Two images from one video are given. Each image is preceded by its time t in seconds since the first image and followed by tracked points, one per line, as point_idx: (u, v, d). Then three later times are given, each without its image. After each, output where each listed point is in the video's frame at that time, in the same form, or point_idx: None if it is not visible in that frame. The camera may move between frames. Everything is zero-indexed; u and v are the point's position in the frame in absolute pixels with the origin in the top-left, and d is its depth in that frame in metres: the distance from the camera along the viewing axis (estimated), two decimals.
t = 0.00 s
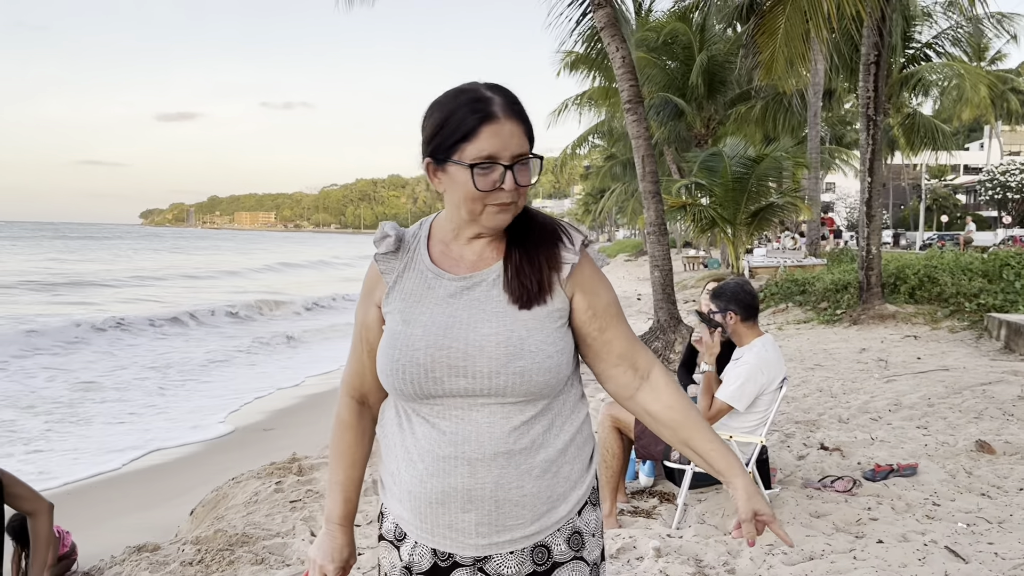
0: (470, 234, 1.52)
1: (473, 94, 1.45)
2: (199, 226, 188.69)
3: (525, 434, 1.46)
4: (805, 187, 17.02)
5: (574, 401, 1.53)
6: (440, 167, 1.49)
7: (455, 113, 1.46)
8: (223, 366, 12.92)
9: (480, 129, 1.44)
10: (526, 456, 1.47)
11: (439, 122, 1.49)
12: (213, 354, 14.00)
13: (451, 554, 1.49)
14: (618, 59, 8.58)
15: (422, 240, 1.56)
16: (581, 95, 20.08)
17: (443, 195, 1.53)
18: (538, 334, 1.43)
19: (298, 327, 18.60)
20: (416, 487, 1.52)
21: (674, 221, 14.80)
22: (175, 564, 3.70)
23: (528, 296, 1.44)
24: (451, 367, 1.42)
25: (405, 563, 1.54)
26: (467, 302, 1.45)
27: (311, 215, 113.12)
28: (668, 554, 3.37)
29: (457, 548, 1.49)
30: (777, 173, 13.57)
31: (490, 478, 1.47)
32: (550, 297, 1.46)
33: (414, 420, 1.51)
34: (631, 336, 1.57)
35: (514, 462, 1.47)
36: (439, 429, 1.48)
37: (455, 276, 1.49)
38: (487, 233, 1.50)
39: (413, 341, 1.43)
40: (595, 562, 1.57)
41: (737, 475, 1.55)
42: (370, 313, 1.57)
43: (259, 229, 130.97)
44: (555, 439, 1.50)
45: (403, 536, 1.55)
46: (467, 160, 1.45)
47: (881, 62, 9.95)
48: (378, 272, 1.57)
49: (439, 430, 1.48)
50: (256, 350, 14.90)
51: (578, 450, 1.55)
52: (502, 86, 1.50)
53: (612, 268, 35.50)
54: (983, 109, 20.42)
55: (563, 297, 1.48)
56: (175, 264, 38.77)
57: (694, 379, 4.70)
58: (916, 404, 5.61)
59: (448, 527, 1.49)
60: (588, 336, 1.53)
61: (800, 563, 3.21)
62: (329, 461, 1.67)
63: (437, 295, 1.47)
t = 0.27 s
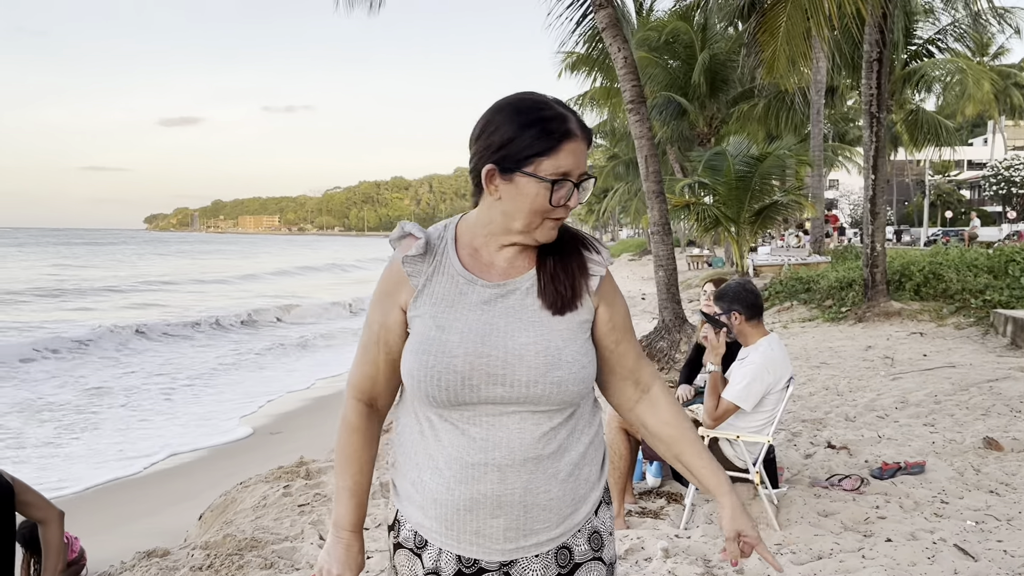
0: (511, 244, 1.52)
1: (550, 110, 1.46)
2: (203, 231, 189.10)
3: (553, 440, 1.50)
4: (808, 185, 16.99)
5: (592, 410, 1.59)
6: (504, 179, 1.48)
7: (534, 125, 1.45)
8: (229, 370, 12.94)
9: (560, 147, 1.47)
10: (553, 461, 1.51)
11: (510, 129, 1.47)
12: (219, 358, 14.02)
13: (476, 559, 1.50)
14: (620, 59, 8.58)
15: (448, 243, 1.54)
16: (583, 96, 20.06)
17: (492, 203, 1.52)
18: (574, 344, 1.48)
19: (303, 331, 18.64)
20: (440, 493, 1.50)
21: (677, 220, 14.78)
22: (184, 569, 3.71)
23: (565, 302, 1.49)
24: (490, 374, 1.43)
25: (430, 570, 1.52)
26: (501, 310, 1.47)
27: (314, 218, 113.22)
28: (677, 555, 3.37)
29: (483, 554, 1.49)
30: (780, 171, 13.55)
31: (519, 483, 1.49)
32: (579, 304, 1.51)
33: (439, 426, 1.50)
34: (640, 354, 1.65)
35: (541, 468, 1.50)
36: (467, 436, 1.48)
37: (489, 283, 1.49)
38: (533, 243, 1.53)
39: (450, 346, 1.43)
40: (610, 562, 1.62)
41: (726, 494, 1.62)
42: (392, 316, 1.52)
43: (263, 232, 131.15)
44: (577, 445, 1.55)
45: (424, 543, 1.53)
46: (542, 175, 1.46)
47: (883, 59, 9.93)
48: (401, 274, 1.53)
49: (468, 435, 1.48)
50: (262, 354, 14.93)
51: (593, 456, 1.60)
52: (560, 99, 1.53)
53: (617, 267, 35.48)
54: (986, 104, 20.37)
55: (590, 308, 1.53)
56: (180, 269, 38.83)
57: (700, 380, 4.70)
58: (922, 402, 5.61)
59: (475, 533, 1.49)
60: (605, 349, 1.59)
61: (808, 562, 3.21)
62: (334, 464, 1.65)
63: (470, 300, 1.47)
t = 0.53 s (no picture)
0: (546, 252, 1.52)
1: (602, 125, 1.48)
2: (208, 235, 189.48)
3: (578, 446, 1.52)
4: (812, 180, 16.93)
5: (611, 419, 1.61)
6: (553, 188, 1.48)
7: (589, 138, 1.47)
8: (236, 375, 12.97)
9: (609, 161, 1.48)
10: (578, 467, 1.52)
11: (563, 139, 1.46)
12: (226, 363, 14.05)
13: (499, 566, 1.49)
14: (622, 58, 8.56)
15: (479, 246, 1.52)
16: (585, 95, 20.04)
17: (534, 210, 1.51)
18: (606, 354, 1.51)
19: (310, 334, 18.66)
20: (465, 500, 1.48)
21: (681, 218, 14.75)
22: None
23: (595, 312, 1.51)
24: (527, 381, 1.42)
25: None
26: (534, 316, 1.47)
27: (319, 220, 113.38)
28: (686, 556, 3.36)
29: (507, 561, 1.49)
30: (784, 167, 13.51)
31: (547, 489, 1.49)
32: (608, 315, 1.54)
33: (464, 431, 1.48)
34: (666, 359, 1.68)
35: (566, 474, 1.51)
36: (496, 441, 1.47)
37: (523, 289, 1.49)
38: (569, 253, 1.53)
39: (488, 350, 1.41)
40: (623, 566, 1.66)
41: (772, 489, 1.67)
42: (421, 318, 1.47)
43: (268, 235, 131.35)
44: (597, 452, 1.57)
45: (446, 551, 1.51)
46: (592, 186, 1.47)
47: (886, 54, 9.89)
48: (431, 274, 1.48)
49: (497, 441, 1.47)
50: (269, 358, 14.95)
51: (610, 463, 1.62)
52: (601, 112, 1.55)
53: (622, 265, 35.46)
54: (990, 96, 20.28)
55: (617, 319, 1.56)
56: (186, 273, 38.93)
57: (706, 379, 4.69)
58: (930, 398, 5.59)
59: (501, 540, 1.48)
60: (631, 355, 1.63)
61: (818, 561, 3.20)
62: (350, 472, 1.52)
63: (502, 305, 1.46)
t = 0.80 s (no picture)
0: (555, 257, 1.51)
1: (612, 130, 1.48)
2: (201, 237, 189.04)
3: (584, 453, 1.51)
4: (804, 172, 16.92)
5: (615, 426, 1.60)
6: (563, 191, 1.47)
7: (599, 143, 1.47)
8: (231, 378, 12.94)
9: (620, 166, 1.48)
10: (584, 474, 1.52)
11: (573, 144, 1.46)
12: (221, 366, 14.01)
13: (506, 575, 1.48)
14: (611, 54, 8.54)
15: (487, 252, 1.50)
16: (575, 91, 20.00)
17: (543, 216, 1.49)
18: (614, 361, 1.50)
19: (304, 335, 18.62)
20: (470, 508, 1.47)
21: (673, 213, 14.74)
22: None
23: (602, 320, 1.52)
24: (537, 389, 1.41)
25: None
26: (543, 323, 1.46)
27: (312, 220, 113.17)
28: (683, 554, 3.36)
29: (513, 569, 1.48)
30: (775, 160, 13.50)
31: (554, 496, 1.48)
32: (614, 323, 1.54)
33: (470, 439, 1.46)
34: (668, 369, 1.68)
35: (573, 481, 1.50)
36: (503, 449, 1.45)
37: (532, 295, 1.48)
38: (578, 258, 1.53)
39: (499, 358, 1.39)
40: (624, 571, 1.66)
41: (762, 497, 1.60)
42: (431, 324, 1.44)
43: (261, 236, 131.03)
44: (602, 459, 1.56)
45: (450, 562, 1.50)
46: (601, 191, 1.47)
47: (874, 45, 9.88)
48: (439, 280, 1.46)
49: (503, 448, 1.45)
50: (264, 360, 14.92)
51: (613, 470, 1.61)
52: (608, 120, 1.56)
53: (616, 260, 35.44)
54: (979, 85, 20.28)
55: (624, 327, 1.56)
56: (179, 276, 38.81)
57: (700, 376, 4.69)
58: (924, 389, 5.60)
59: (507, 549, 1.47)
60: (634, 363, 1.63)
61: (815, 558, 3.20)
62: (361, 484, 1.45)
63: (512, 312, 1.45)
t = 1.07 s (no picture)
0: (538, 256, 1.49)
1: (598, 129, 1.47)
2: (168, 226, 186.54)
3: (565, 450, 1.51)
4: (771, 153, 17.03)
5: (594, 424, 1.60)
6: (548, 188, 1.45)
7: (584, 140, 1.45)
8: (201, 370, 12.82)
9: (606, 163, 1.47)
10: (565, 471, 1.51)
11: (560, 142, 1.44)
12: (190, 359, 13.87)
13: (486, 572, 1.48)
14: (578, 37, 8.52)
15: (472, 250, 1.48)
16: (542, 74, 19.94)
17: (526, 213, 1.47)
18: (595, 363, 1.50)
19: (275, 325, 18.47)
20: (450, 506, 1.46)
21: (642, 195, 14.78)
22: None
23: (586, 319, 1.52)
24: (521, 390, 1.40)
25: None
26: (528, 325, 1.46)
27: (281, 208, 112.12)
28: (656, 538, 3.39)
29: (494, 566, 1.48)
30: (743, 141, 13.58)
31: (535, 493, 1.48)
32: (596, 323, 1.55)
33: (452, 437, 1.44)
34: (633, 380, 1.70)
35: (553, 479, 1.49)
36: (486, 448, 1.44)
37: (516, 296, 1.47)
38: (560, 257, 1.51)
39: (485, 359, 1.37)
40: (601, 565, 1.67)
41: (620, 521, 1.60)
42: (417, 324, 1.42)
43: (230, 224, 129.61)
44: (582, 456, 1.56)
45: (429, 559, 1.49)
46: (587, 187, 1.45)
47: (838, 26, 9.95)
48: (425, 277, 1.44)
49: (484, 447, 1.44)
50: (234, 351, 14.78)
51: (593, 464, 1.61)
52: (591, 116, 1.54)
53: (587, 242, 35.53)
54: (941, 63, 20.51)
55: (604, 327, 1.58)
56: (146, 267, 38.31)
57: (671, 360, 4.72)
58: (891, 366, 5.68)
59: (488, 546, 1.47)
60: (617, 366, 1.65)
61: (785, 538, 3.24)
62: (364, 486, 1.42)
63: (499, 312, 1.44)
